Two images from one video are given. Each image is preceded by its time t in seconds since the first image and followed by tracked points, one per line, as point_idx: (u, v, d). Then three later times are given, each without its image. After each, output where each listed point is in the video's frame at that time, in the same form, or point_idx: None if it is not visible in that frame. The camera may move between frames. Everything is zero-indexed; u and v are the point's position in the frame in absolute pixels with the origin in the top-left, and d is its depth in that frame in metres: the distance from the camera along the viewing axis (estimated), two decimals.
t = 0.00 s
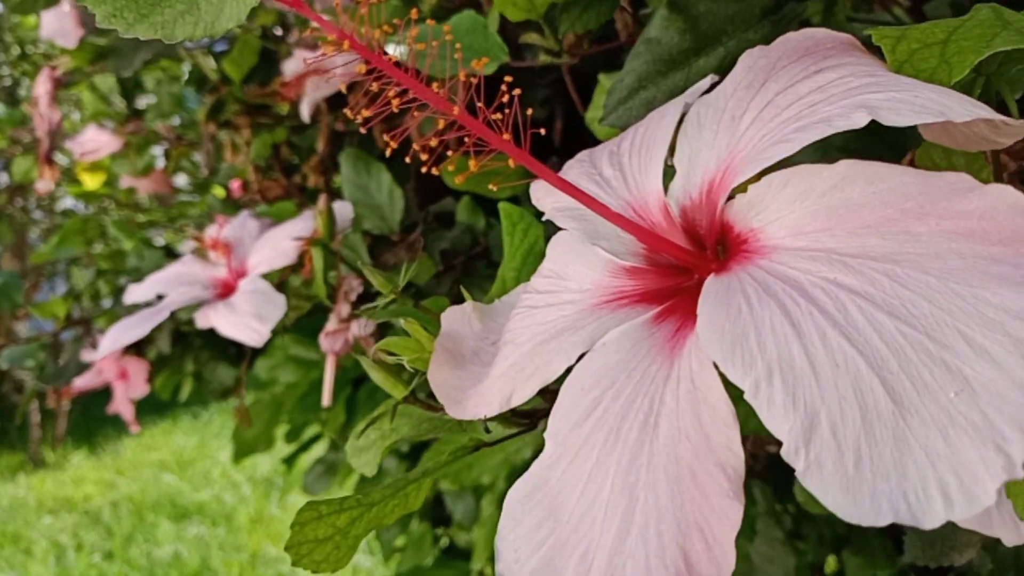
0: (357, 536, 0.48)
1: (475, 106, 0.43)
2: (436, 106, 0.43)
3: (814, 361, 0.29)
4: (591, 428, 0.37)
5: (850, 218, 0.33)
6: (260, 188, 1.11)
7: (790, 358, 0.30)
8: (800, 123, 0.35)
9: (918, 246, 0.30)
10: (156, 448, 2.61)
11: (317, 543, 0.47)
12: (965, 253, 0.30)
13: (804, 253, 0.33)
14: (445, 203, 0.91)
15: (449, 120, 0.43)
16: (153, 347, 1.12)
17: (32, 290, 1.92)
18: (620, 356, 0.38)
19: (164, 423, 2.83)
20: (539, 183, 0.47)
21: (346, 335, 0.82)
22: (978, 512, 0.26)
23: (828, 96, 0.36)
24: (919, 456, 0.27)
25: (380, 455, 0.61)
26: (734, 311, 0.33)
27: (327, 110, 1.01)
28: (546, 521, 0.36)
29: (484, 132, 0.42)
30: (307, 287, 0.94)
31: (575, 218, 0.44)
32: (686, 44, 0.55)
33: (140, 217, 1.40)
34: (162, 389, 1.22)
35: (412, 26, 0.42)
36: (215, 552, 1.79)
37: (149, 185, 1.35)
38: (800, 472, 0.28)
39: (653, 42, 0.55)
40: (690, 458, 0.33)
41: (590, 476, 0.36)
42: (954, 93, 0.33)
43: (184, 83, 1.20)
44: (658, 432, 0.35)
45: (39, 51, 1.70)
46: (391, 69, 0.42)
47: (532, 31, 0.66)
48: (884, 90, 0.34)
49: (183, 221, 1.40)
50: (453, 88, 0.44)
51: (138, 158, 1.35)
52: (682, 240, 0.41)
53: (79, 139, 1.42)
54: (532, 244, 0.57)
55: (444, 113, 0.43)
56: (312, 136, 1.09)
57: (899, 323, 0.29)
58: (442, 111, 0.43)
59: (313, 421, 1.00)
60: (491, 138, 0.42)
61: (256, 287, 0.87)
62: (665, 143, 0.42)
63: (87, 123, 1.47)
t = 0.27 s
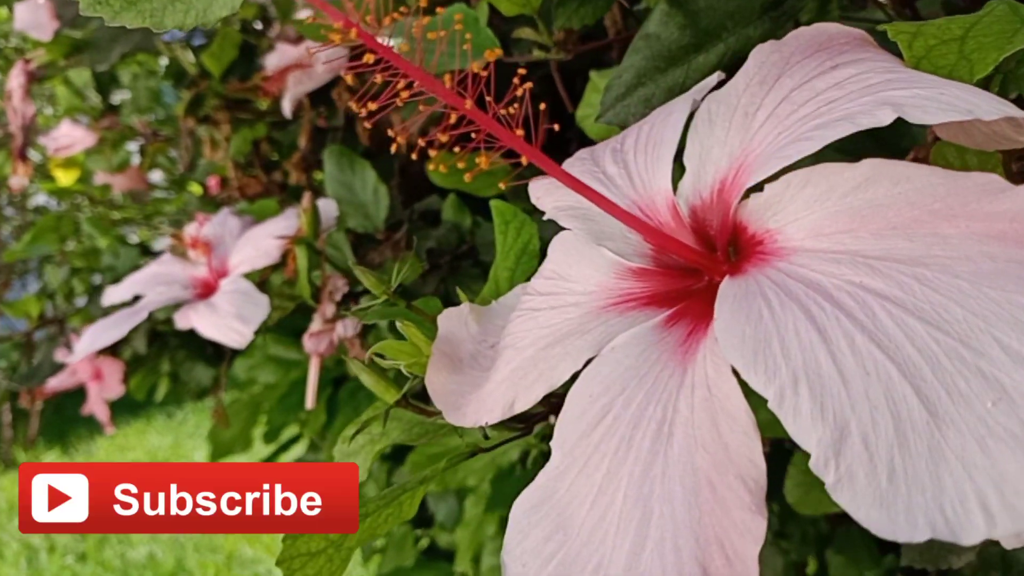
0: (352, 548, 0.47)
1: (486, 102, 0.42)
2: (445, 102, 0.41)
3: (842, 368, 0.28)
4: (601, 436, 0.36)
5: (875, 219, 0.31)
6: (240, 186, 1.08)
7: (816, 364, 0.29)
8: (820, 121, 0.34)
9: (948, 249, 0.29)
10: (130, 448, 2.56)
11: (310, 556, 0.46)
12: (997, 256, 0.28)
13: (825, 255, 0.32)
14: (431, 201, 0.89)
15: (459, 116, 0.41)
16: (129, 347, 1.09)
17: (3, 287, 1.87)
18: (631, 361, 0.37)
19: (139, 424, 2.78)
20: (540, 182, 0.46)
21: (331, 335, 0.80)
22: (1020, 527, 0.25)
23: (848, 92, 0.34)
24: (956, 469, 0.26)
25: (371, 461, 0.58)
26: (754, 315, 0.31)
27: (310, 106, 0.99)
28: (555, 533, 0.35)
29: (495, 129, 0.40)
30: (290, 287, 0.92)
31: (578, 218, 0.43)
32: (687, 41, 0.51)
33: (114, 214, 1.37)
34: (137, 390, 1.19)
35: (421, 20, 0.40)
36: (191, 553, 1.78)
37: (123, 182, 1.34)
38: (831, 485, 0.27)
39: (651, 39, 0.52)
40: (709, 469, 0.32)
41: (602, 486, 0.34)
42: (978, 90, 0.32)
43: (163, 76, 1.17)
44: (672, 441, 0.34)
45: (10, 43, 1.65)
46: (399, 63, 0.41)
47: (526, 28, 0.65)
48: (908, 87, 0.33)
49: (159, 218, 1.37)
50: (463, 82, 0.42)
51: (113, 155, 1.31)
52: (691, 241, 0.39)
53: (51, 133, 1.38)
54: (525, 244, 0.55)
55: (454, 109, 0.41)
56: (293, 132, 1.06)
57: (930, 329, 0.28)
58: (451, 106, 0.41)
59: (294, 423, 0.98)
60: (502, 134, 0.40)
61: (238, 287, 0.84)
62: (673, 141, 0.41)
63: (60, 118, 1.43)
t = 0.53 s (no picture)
0: (336, 559, 0.45)
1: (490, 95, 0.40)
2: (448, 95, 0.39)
3: (864, 375, 0.27)
4: (603, 445, 0.34)
5: (893, 218, 0.30)
6: (212, 183, 1.04)
7: (836, 371, 0.27)
8: (833, 117, 0.33)
9: (969, 251, 0.28)
10: (95, 450, 2.50)
11: (293, 569, 0.44)
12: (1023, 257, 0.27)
13: (840, 257, 0.31)
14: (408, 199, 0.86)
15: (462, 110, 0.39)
16: (95, 350, 1.05)
17: None
18: (633, 366, 0.35)
19: (105, 424, 2.72)
20: (534, 178, 0.44)
21: (308, 337, 0.77)
22: None
23: (860, 87, 0.33)
24: (986, 481, 0.24)
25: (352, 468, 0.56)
26: (769, 320, 0.30)
27: (284, 101, 0.96)
28: (555, 546, 0.33)
29: (497, 123, 0.38)
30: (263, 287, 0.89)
31: (575, 215, 0.41)
32: (678, 37, 0.49)
33: (79, 211, 1.33)
34: (103, 392, 1.15)
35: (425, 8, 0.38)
36: (159, 557, 1.75)
37: (88, 179, 1.30)
38: (854, 499, 0.26)
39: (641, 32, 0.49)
40: (719, 480, 0.31)
41: (604, 497, 0.33)
42: (997, 86, 0.30)
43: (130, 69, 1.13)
44: (680, 451, 0.32)
45: None
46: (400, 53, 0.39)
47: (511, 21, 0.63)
48: (923, 82, 0.32)
49: (127, 216, 1.33)
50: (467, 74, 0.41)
51: (78, 151, 1.27)
52: (694, 241, 0.38)
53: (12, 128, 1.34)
54: (513, 242, 0.53)
55: (456, 101, 0.40)
56: (267, 129, 1.03)
57: (955, 334, 0.27)
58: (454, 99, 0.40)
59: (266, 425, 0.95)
60: (504, 129, 0.39)
61: (211, 288, 0.81)
62: (675, 137, 0.39)
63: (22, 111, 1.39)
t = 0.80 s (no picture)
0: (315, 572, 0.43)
1: (488, 88, 0.39)
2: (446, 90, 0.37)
3: (877, 382, 0.26)
4: (599, 453, 0.33)
5: (901, 219, 0.29)
6: (178, 181, 1.01)
7: (847, 379, 0.26)
8: (835, 114, 0.32)
9: (981, 253, 0.27)
10: (57, 455, 2.44)
11: None
12: None
13: (846, 258, 0.30)
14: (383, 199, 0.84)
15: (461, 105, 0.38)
16: (56, 353, 1.02)
17: None
18: (629, 370, 0.34)
19: (67, 427, 2.66)
20: (521, 176, 0.43)
21: (282, 340, 0.75)
22: None
23: (862, 84, 0.32)
24: (1007, 493, 0.23)
25: (329, 476, 0.54)
26: (775, 325, 0.29)
27: (254, 98, 0.93)
28: (549, 559, 0.32)
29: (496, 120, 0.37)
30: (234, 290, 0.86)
31: (564, 214, 0.40)
32: (666, 32, 0.47)
33: (39, 210, 1.28)
34: (66, 396, 1.11)
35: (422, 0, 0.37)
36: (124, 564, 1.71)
37: (48, 177, 1.26)
38: (870, 513, 0.25)
39: (627, 28, 0.47)
40: (723, 489, 0.29)
41: (600, 508, 0.31)
42: (1004, 82, 0.30)
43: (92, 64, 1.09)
44: (680, 460, 0.31)
45: None
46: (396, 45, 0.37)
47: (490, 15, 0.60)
48: (928, 77, 0.31)
49: (90, 216, 1.28)
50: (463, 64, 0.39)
51: (39, 148, 1.23)
52: (690, 241, 0.37)
53: None
54: (495, 241, 0.51)
55: (453, 95, 0.38)
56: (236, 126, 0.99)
57: (969, 339, 0.26)
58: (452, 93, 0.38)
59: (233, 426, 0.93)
60: (499, 124, 0.37)
61: (180, 290, 0.78)
62: (669, 134, 0.38)
63: None
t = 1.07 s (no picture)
0: None
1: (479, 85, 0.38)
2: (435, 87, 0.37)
3: (882, 390, 0.25)
4: (590, 463, 0.31)
5: (900, 220, 0.28)
6: (141, 181, 0.98)
7: (852, 387, 0.26)
8: (829, 114, 0.31)
9: (983, 255, 0.26)
10: (17, 462, 2.38)
11: None
12: None
13: (846, 260, 0.29)
14: (354, 199, 0.82)
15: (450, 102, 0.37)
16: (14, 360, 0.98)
17: None
18: (620, 378, 0.33)
19: (27, 432, 2.59)
20: (505, 177, 0.42)
21: (252, 345, 0.74)
22: None
23: (857, 82, 0.31)
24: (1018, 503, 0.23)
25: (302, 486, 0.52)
26: (776, 332, 0.28)
27: (219, 96, 0.90)
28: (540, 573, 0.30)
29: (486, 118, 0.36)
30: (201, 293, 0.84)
31: (550, 216, 0.39)
32: (647, 30, 0.44)
33: None
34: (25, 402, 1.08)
35: None
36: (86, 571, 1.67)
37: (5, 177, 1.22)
38: (878, 525, 0.24)
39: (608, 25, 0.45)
40: (721, 499, 0.28)
41: (592, 520, 0.30)
42: (1003, 80, 0.29)
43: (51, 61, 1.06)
44: (675, 469, 0.30)
45: None
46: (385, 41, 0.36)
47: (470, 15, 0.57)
48: (924, 74, 0.30)
49: (49, 217, 1.24)
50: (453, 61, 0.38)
51: None
52: (681, 244, 0.36)
53: None
54: (473, 243, 0.49)
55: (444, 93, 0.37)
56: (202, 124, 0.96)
57: (976, 345, 0.25)
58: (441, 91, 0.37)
59: (200, 433, 0.89)
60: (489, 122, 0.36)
61: (144, 296, 0.76)
62: (658, 133, 0.38)
63: None
